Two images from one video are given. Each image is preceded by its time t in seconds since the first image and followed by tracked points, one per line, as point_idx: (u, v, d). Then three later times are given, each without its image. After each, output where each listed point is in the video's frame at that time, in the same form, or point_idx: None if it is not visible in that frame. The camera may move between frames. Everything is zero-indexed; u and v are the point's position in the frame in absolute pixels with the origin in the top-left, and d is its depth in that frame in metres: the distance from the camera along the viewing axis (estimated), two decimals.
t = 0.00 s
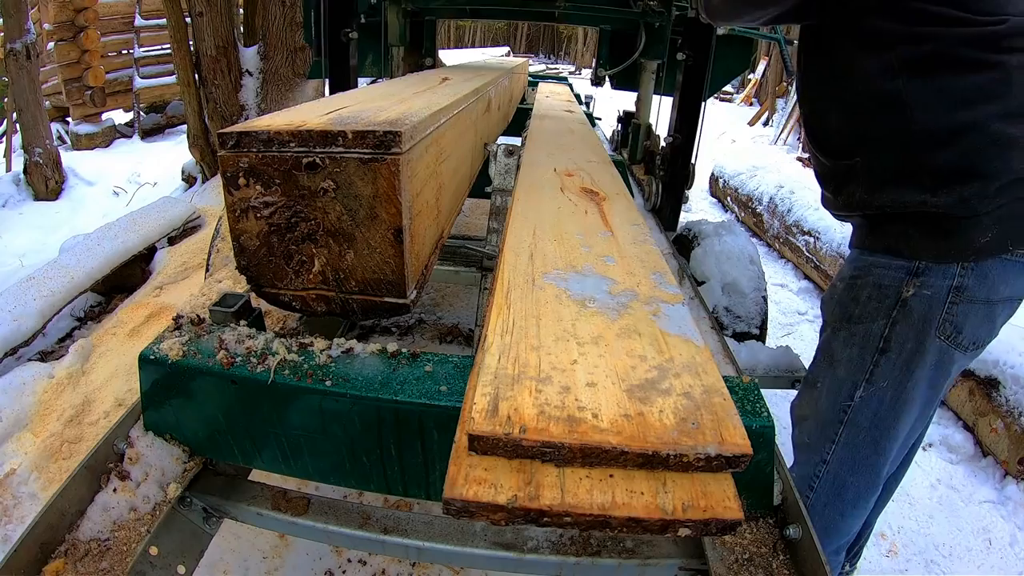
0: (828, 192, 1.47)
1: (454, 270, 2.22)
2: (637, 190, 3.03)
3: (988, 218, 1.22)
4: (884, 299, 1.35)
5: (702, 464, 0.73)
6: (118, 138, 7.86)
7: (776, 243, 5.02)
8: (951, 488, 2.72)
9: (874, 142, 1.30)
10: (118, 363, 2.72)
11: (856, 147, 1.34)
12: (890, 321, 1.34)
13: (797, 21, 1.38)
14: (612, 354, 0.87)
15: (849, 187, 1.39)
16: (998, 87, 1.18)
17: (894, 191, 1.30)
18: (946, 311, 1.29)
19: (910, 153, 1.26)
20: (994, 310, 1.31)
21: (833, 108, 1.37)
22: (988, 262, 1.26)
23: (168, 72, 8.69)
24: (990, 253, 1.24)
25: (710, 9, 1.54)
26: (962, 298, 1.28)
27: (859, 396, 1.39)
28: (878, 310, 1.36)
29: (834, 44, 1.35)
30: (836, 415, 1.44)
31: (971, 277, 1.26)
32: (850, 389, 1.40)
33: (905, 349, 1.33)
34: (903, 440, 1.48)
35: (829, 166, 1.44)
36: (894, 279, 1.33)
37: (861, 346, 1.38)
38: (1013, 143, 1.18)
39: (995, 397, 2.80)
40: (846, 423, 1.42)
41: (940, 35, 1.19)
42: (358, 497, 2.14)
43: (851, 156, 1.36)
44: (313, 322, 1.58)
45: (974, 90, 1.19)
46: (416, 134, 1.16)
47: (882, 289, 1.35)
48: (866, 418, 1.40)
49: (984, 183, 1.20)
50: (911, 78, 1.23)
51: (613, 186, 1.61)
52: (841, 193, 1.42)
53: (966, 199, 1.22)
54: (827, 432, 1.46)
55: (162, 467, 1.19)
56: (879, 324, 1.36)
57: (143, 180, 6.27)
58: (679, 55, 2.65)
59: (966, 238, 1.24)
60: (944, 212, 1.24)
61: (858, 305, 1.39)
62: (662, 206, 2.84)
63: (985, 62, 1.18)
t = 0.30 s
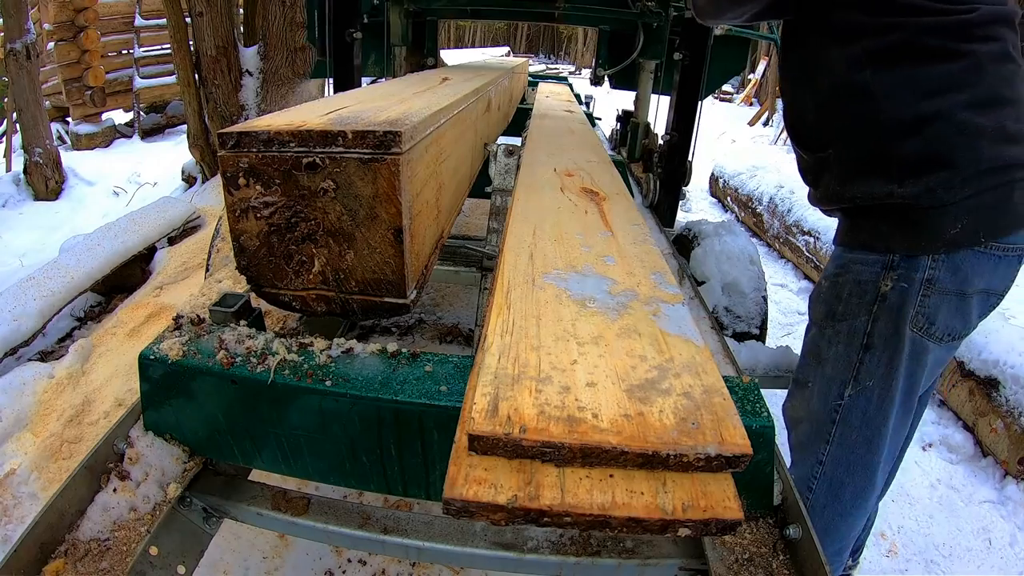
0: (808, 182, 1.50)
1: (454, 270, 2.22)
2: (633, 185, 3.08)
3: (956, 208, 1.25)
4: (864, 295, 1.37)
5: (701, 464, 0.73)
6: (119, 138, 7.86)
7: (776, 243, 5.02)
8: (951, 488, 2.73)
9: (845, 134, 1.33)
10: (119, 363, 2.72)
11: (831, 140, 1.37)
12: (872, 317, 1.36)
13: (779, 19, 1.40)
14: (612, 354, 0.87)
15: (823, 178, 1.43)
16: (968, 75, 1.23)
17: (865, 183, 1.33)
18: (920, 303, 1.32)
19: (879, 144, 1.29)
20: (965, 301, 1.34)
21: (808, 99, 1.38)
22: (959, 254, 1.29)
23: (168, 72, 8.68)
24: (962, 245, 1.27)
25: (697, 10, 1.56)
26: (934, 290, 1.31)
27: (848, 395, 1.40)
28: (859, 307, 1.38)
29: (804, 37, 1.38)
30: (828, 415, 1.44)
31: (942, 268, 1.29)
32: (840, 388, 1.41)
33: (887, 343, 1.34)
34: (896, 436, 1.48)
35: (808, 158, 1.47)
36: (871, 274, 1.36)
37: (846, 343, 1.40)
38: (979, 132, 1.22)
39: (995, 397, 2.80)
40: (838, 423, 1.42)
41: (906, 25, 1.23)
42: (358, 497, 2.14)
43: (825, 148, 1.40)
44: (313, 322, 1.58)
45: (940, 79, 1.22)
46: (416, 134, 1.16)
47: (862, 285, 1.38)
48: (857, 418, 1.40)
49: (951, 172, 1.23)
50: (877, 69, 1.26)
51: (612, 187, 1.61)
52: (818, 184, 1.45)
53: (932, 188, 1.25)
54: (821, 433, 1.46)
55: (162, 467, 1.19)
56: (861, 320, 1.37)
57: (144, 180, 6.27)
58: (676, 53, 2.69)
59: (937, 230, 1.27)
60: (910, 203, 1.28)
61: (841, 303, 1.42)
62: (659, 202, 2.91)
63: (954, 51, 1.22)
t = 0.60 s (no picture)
0: (798, 181, 1.52)
1: (453, 270, 2.22)
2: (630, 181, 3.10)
3: (937, 206, 1.27)
4: (856, 296, 1.40)
5: (702, 464, 0.73)
6: (119, 138, 7.86)
7: (776, 242, 5.02)
8: (951, 488, 2.73)
9: (827, 132, 1.34)
10: (118, 363, 2.72)
11: (814, 139, 1.38)
12: (865, 318, 1.38)
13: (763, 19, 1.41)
14: (612, 354, 0.87)
15: (811, 177, 1.45)
16: (943, 71, 1.23)
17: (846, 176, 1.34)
18: (914, 302, 1.34)
19: (860, 140, 1.30)
20: (959, 297, 1.35)
21: (792, 97, 1.40)
22: (949, 250, 1.30)
23: (168, 72, 8.68)
24: (947, 243, 1.29)
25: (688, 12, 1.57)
26: (924, 287, 1.33)
27: (848, 397, 1.42)
28: (853, 308, 1.40)
29: (787, 37, 1.39)
30: (828, 417, 1.45)
31: (931, 265, 1.31)
32: (839, 389, 1.43)
33: (883, 344, 1.36)
34: (896, 435, 1.50)
35: (797, 157, 1.49)
36: (862, 273, 1.38)
37: (843, 345, 1.42)
38: (959, 127, 1.23)
39: (995, 397, 2.80)
40: (840, 426, 1.43)
41: (880, 21, 1.23)
42: (358, 496, 2.14)
43: (809, 146, 1.41)
44: (313, 322, 1.58)
45: (916, 76, 1.23)
46: (416, 134, 1.16)
47: (854, 286, 1.40)
48: (859, 418, 1.41)
49: (932, 169, 1.25)
50: (856, 67, 1.27)
51: (613, 187, 1.61)
52: (809, 185, 1.47)
53: (914, 187, 1.26)
54: (822, 435, 1.46)
55: (161, 467, 1.19)
56: (854, 322, 1.40)
57: (143, 180, 6.27)
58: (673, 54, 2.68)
59: (922, 227, 1.29)
60: (894, 200, 1.29)
61: (837, 305, 1.44)
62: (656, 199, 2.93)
63: (928, 46, 1.23)
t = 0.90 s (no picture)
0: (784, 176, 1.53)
1: (453, 270, 2.22)
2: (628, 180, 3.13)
3: (916, 198, 1.29)
4: (843, 287, 1.40)
5: (701, 464, 0.73)
6: (119, 138, 7.86)
7: (776, 242, 5.02)
8: (951, 488, 2.73)
9: (814, 133, 1.36)
10: (118, 363, 2.72)
11: (800, 138, 1.40)
12: (852, 308, 1.38)
13: (755, 22, 1.41)
14: (612, 354, 0.87)
15: (797, 175, 1.46)
16: (923, 71, 1.25)
17: (830, 171, 1.36)
18: (896, 291, 1.35)
19: (844, 137, 1.32)
20: (940, 287, 1.37)
21: (778, 97, 1.42)
22: (930, 241, 1.32)
23: (168, 72, 8.68)
24: (928, 234, 1.30)
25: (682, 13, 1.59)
26: (907, 277, 1.34)
27: (837, 387, 1.42)
28: (840, 299, 1.41)
29: (773, 40, 1.41)
30: (820, 408, 1.45)
31: (912, 255, 1.33)
32: (828, 380, 1.43)
33: (870, 333, 1.37)
34: (887, 423, 1.50)
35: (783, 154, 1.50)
36: (848, 264, 1.39)
37: (832, 336, 1.42)
38: (938, 124, 1.26)
39: (995, 397, 2.80)
40: (831, 417, 1.43)
41: (862, 26, 1.26)
42: (358, 497, 2.14)
43: (795, 144, 1.42)
44: (313, 322, 1.57)
45: (896, 75, 1.26)
46: (416, 133, 1.17)
47: (841, 278, 1.41)
48: (849, 406, 1.41)
49: (912, 162, 1.27)
50: (839, 68, 1.29)
51: (613, 187, 1.61)
52: (795, 180, 1.48)
53: (895, 180, 1.28)
54: (815, 427, 1.46)
55: (161, 467, 1.19)
56: (842, 312, 1.40)
57: (143, 180, 6.28)
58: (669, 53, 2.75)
59: (904, 220, 1.30)
60: (876, 195, 1.31)
61: (824, 297, 1.44)
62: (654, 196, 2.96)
63: (908, 48, 1.25)
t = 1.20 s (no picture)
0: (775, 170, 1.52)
1: (453, 270, 2.22)
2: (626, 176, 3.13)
3: (899, 189, 1.29)
4: (835, 276, 1.39)
5: (701, 464, 0.73)
6: (119, 138, 7.85)
7: (776, 242, 5.03)
8: (951, 488, 2.73)
9: (806, 132, 1.36)
10: (118, 363, 2.72)
11: (791, 134, 1.40)
12: (845, 295, 1.38)
13: (750, 23, 1.41)
14: (612, 354, 0.87)
15: (787, 170, 1.46)
16: (909, 73, 1.26)
17: (820, 168, 1.36)
18: (886, 277, 1.35)
19: (835, 137, 1.32)
20: (926, 272, 1.37)
21: (771, 97, 1.42)
22: (915, 231, 1.32)
23: (168, 72, 8.68)
24: (912, 223, 1.31)
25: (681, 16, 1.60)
26: (895, 264, 1.34)
27: (835, 372, 1.41)
28: (832, 287, 1.40)
29: (768, 42, 1.42)
30: (820, 394, 1.44)
31: (899, 244, 1.33)
32: (826, 365, 1.42)
33: (863, 319, 1.36)
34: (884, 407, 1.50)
35: (775, 149, 1.50)
36: (838, 253, 1.39)
37: (827, 322, 1.41)
38: (919, 122, 1.27)
39: (995, 397, 2.80)
40: (832, 402, 1.42)
41: (854, 30, 1.26)
42: (358, 497, 2.14)
43: (788, 141, 1.43)
44: (313, 322, 1.57)
45: (884, 78, 1.26)
46: (416, 133, 1.17)
47: (833, 267, 1.40)
48: (848, 389, 1.40)
49: (896, 158, 1.27)
50: (830, 71, 1.30)
51: (613, 186, 1.61)
52: (785, 175, 1.47)
53: (880, 174, 1.29)
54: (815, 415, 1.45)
55: (161, 467, 1.19)
56: (835, 299, 1.39)
57: (143, 180, 6.28)
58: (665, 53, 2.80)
59: (887, 211, 1.31)
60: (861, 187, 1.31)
61: (817, 286, 1.43)
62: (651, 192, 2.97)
63: (896, 53, 1.26)
